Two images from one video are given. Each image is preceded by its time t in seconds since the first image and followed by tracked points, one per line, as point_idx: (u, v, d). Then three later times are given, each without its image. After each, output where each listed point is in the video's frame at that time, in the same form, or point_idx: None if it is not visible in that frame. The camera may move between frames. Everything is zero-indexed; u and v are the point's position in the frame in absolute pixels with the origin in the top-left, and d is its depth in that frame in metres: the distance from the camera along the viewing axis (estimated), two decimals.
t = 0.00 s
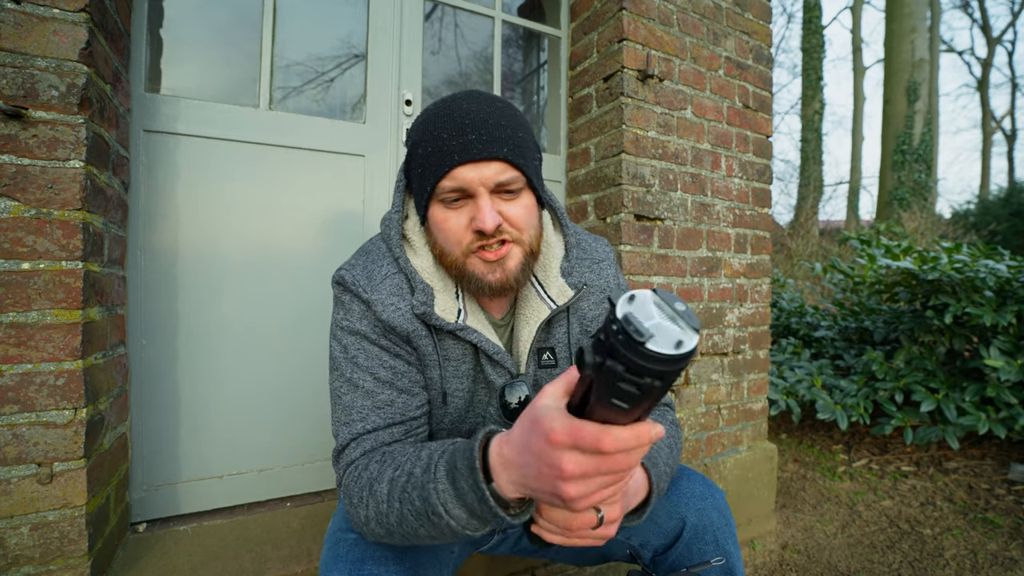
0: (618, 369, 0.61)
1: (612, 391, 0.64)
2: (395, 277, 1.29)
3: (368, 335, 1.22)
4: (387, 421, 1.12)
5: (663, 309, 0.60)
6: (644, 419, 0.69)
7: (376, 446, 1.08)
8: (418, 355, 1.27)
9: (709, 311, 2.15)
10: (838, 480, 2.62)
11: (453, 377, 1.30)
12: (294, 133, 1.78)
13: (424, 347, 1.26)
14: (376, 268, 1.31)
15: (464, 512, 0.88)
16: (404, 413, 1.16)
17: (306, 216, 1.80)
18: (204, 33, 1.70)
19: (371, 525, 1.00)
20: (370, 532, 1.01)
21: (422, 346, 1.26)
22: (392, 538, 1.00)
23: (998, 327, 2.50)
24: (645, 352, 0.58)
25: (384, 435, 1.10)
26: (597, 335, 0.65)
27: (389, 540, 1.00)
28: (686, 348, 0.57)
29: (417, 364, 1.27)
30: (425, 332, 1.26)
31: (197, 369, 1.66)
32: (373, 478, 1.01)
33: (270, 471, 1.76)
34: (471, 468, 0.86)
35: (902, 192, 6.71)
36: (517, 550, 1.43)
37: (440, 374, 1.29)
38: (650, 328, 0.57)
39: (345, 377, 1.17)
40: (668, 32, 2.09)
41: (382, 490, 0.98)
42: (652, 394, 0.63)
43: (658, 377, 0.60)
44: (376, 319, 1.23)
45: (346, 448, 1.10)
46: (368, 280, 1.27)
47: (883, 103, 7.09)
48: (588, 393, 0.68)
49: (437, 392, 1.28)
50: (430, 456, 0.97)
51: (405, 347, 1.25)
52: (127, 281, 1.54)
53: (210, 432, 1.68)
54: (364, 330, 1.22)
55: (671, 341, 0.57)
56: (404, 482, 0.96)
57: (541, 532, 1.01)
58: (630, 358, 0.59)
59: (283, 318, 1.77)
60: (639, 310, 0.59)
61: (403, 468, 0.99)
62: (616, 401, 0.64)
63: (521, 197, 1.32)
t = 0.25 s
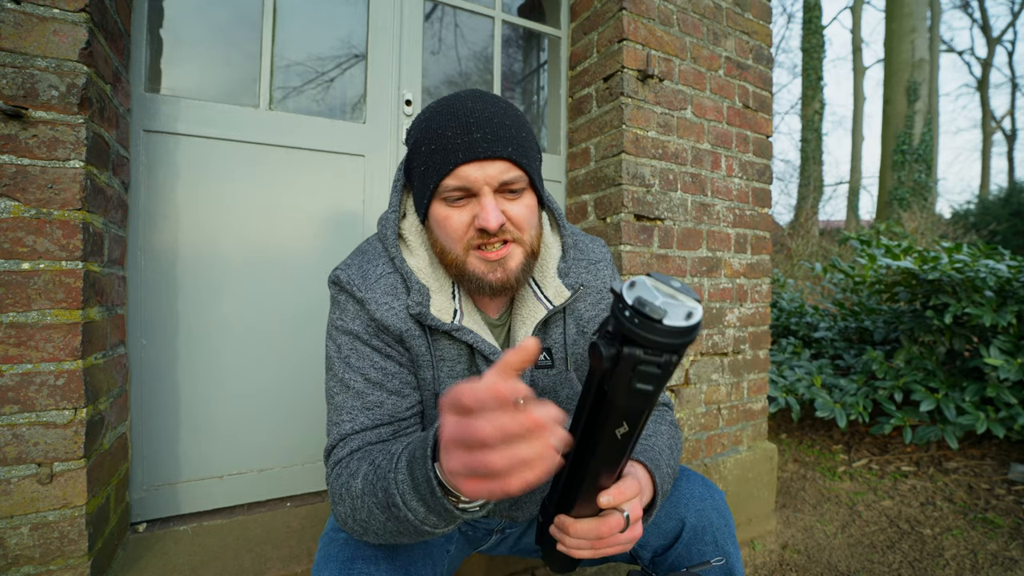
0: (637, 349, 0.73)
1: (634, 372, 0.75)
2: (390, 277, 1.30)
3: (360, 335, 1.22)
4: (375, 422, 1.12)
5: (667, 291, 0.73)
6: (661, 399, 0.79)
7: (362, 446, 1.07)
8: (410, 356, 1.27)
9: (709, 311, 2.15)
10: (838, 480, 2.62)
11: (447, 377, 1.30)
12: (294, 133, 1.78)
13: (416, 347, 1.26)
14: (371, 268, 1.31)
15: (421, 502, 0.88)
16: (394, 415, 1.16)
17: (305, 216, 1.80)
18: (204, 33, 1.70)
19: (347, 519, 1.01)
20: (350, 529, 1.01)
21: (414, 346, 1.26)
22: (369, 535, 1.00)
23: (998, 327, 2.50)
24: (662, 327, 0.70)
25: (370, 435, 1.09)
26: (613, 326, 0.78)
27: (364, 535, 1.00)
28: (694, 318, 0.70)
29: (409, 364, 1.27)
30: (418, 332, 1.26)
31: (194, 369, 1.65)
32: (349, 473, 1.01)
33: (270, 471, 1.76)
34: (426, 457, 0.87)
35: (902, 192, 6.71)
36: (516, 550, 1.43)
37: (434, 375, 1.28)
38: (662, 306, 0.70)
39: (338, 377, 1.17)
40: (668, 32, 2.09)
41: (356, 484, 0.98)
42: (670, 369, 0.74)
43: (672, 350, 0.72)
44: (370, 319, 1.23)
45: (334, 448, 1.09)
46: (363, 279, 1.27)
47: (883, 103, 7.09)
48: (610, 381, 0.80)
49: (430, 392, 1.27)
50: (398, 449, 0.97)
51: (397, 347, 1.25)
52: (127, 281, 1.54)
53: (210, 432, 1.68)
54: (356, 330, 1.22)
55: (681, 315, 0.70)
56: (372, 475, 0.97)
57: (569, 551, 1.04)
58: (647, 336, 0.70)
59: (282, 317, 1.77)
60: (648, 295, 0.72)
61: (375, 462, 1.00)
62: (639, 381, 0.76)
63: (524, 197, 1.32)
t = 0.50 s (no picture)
0: (619, 317, 0.73)
1: (619, 342, 0.74)
2: (391, 277, 1.30)
3: (362, 335, 1.21)
4: (378, 421, 1.12)
5: (643, 262, 0.75)
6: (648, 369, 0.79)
7: (366, 444, 1.07)
8: (412, 355, 1.27)
9: (709, 311, 2.15)
10: (838, 480, 2.62)
11: (448, 377, 1.30)
12: (294, 133, 1.78)
13: (418, 347, 1.26)
14: (371, 268, 1.31)
15: (443, 488, 0.86)
16: (396, 415, 1.16)
17: (305, 216, 1.80)
18: (204, 33, 1.70)
19: (359, 513, 0.99)
20: (360, 524, 1.00)
21: (415, 346, 1.25)
22: (383, 529, 0.98)
23: (998, 327, 2.50)
24: (642, 293, 0.71)
25: (373, 434, 1.09)
26: (593, 300, 0.78)
27: (376, 529, 0.98)
28: (672, 282, 0.71)
29: (411, 364, 1.27)
30: (419, 332, 1.26)
31: (194, 369, 1.65)
32: (360, 466, 1.00)
33: (270, 471, 1.76)
34: (447, 440, 0.85)
35: (902, 192, 6.71)
36: (516, 550, 1.43)
37: (435, 374, 1.28)
38: (639, 273, 0.72)
39: (339, 377, 1.17)
40: (668, 32, 2.09)
41: (369, 476, 0.97)
42: (653, 337, 0.75)
43: (655, 315, 0.73)
44: (371, 319, 1.23)
45: (336, 447, 1.09)
46: (364, 279, 1.27)
47: (883, 103, 7.09)
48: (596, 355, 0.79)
49: (431, 391, 1.28)
50: (412, 437, 0.96)
51: (399, 347, 1.25)
52: (127, 281, 1.54)
53: (210, 432, 1.68)
54: (357, 330, 1.22)
55: (659, 280, 0.71)
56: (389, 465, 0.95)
57: (571, 544, 1.02)
58: (630, 301, 0.71)
59: (282, 317, 1.77)
60: (625, 264, 0.73)
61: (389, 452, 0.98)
62: (625, 351, 0.75)
63: (521, 197, 1.31)
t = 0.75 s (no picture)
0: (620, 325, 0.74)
1: (620, 351, 0.75)
2: (395, 277, 1.30)
3: (365, 335, 1.21)
4: (382, 421, 1.12)
5: (645, 272, 0.75)
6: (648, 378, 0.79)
7: (370, 444, 1.07)
8: (415, 355, 1.27)
9: (709, 311, 2.15)
10: (838, 480, 2.62)
11: (451, 377, 1.30)
12: (294, 133, 1.78)
13: (421, 347, 1.26)
14: (375, 268, 1.31)
15: (444, 484, 0.86)
16: (400, 414, 1.16)
17: (306, 216, 1.80)
18: (204, 33, 1.70)
19: (361, 512, 1.00)
20: (363, 523, 1.01)
21: (419, 346, 1.26)
22: (386, 527, 0.99)
23: (998, 327, 2.50)
24: (643, 303, 0.71)
25: (376, 434, 1.09)
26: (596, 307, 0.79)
27: (377, 527, 1.00)
28: (673, 292, 0.72)
29: (414, 364, 1.27)
30: (423, 332, 1.26)
31: (196, 369, 1.66)
32: (363, 465, 1.01)
33: (270, 471, 1.76)
34: (445, 437, 0.86)
35: (902, 192, 6.71)
36: (516, 550, 1.43)
37: (439, 374, 1.29)
38: (641, 283, 0.72)
39: (342, 377, 1.17)
40: (668, 32, 2.09)
41: (371, 475, 0.98)
42: (654, 346, 0.75)
43: (656, 325, 0.73)
44: (375, 319, 1.23)
45: (339, 447, 1.09)
46: (368, 279, 1.27)
47: (883, 103, 7.09)
48: (597, 364, 0.79)
49: (434, 391, 1.28)
50: (412, 435, 0.96)
51: (403, 347, 1.25)
52: (127, 281, 1.54)
53: (210, 432, 1.68)
54: (361, 330, 1.22)
55: (660, 290, 0.72)
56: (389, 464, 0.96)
57: (572, 543, 1.02)
58: (631, 310, 0.71)
59: (283, 317, 1.77)
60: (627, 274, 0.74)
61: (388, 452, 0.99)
62: (626, 359, 0.75)
63: (524, 198, 1.32)
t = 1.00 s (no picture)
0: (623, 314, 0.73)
1: (623, 340, 0.74)
2: (394, 277, 1.30)
3: (365, 335, 1.21)
4: (382, 421, 1.11)
5: (646, 261, 0.75)
6: (651, 368, 0.78)
7: (370, 444, 1.07)
8: (415, 355, 1.27)
9: (709, 311, 2.15)
10: (838, 480, 2.62)
11: (451, 377, 1.30)
12: (293, 133, 1.78)
13: (421, 347, 1.26)
14: (374, 268, 1.31)
15: (447, 481, 0.86)
16: (400, 415, 1.16)
17: (306, 216, 1.80)
18: (204, 33, 1.70)
19: (364, 511, 1.00)
20: (364, 522, 1.01)
21: (419, 346, 1.26)
22: (387, 526, 0.99)
23: (998, 327, 2.50)
24: (646, 290, 0.71)
25: (376, 434, 1.09)
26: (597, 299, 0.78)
27: (380, 527, 1.00)
28: (675, 281, 0.72)
29: (414, 364, 1.27)
30: (423, 332, 1.26)
31: (196, 369, 1.66)
32: (364, 464, 1.01)
33: (270, 471, 1.76)
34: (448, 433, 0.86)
35: (902, 192, 6.71)
36: (516, 550, 1.43)
37: (438, 374, 1.29)
38: (644, 271, 0.72)
39: (342, 377, 1.17)
40: (668, 32, 2.09)
41: (372, 473, 0.98)
42: (656, 335, 0.75)
43: (658, 314, 0.73)
44: (374, 319, 1.23)
45: (339, 447, 1.09)
46: (368, 279, 1.27)
47: (883, 103, 7.09)
48: (600, 354, 0.78)
49: (434, 391, 1.28)
50: (414, 431, 0.95)
51: (402, 347, 1.25)
52: (127, 281, 1.54)
53: (210, 432, 1.68)
54: (360, 330, 1.22)
55: (663, 279, 0.72)
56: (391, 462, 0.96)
57: (573, 541, 1.02)
58: (635, 298, 0.71)
59: (283, 317, 1.77)
60: (629, 263, 0.73)
61: (390, 451, 0.99)
62: (629, 348, 0.75)
63: (524, 196, 1.31)
